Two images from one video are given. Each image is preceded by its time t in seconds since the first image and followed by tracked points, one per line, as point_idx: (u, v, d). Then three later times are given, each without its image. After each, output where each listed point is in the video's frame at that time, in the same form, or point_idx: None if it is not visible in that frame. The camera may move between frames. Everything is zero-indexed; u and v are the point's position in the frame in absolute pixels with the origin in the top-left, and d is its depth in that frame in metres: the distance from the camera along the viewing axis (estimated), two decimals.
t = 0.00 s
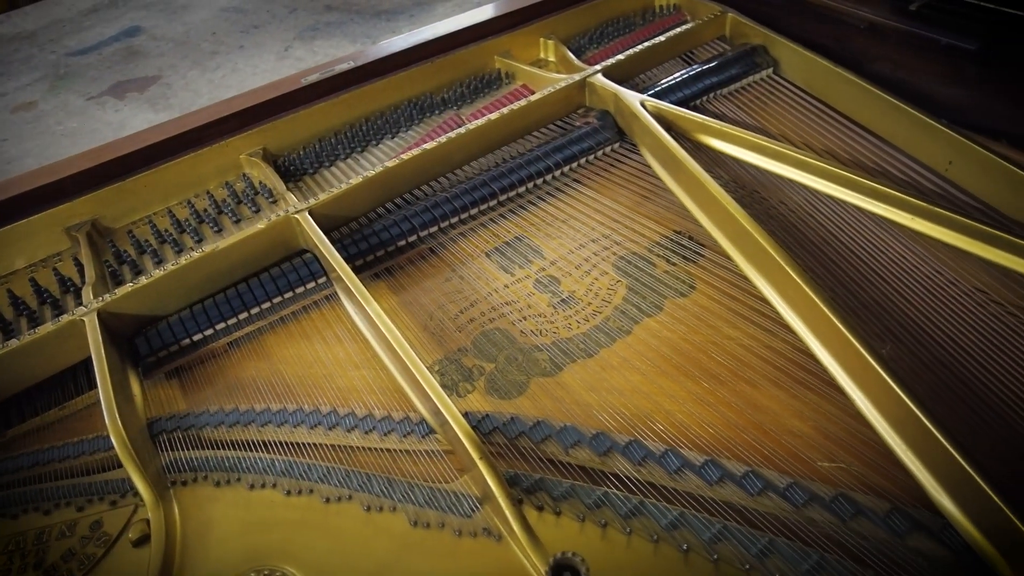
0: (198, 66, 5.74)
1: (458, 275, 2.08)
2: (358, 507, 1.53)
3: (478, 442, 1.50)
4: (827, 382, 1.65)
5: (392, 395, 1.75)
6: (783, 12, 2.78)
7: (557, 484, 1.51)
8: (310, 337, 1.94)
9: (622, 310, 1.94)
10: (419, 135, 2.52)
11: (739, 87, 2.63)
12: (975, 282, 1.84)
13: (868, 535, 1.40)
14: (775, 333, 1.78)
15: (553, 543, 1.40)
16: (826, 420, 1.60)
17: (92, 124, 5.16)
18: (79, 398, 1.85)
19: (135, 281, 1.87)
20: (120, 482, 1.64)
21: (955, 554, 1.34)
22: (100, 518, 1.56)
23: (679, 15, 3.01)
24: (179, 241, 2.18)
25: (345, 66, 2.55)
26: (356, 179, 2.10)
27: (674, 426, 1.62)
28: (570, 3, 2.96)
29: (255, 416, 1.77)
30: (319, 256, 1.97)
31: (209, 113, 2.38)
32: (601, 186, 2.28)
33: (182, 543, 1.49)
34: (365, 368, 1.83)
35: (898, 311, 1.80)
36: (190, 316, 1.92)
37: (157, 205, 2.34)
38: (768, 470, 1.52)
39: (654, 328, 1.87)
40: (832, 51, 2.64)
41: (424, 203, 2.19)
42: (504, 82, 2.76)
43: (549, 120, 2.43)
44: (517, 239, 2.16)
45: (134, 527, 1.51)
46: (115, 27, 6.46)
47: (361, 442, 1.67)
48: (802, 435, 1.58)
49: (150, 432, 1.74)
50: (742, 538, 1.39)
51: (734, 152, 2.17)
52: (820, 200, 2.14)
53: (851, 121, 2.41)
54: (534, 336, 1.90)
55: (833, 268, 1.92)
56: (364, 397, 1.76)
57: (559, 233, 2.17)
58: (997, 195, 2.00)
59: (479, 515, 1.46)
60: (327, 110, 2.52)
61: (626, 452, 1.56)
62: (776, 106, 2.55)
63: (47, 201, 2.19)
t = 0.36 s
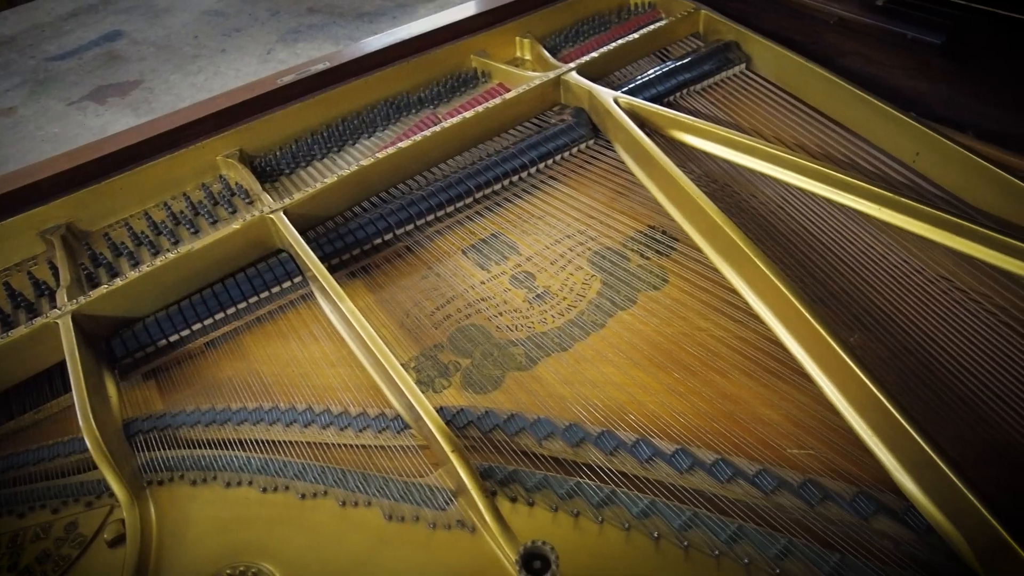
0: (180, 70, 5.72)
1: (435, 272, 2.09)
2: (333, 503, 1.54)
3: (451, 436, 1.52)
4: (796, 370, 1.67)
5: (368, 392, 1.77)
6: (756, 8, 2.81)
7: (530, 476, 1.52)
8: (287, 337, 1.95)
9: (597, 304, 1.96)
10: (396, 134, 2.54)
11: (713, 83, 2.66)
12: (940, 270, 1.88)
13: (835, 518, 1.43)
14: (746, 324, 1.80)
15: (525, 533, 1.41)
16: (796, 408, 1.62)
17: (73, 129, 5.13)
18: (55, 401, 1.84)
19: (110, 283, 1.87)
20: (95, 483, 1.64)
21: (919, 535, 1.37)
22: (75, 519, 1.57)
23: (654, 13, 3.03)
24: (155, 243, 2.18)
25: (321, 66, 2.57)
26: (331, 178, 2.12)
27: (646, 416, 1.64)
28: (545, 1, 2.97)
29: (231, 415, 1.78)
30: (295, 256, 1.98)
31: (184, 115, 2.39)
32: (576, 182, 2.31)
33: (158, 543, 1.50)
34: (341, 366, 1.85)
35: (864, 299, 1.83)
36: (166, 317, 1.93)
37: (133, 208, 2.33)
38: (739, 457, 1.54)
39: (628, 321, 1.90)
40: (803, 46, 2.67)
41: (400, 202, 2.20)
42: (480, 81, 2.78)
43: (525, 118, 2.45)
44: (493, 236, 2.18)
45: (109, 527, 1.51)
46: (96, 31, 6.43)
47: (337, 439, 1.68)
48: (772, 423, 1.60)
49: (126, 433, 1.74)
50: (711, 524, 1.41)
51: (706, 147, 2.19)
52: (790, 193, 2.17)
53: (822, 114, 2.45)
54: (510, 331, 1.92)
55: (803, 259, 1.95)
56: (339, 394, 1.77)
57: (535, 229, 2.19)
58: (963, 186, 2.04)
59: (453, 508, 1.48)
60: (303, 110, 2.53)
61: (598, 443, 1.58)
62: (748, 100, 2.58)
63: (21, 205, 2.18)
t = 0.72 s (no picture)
0: (161, 73, 5.69)
1: (412, 269, 2.10)
2: (309, 497, 1.55)
3: (425, 427, 1.53)
4: (766, 356, 1.70)
5: (345, 387, 1.78)
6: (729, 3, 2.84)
7: (505, 465, 1.54)
8: (264, 335, 1.96)
9: (572, 297, 1.98)
10: (373, 132, 2.55)
11: (687, 77, 2.68)
12: (907, 256, 1.91)
13: (804, 500, 1.45)
14: (718, 313, 1.83)
15: (500, 522, 1.43)
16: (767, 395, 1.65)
17: (52, 134, 5.10)
18: (30, 403, 1.84)
19: (85, 284, 1.87)
20: (71, 483, 1.64)
21: (885, 514, 1.40)
22: (51, 520, 1.56)
23: (630, 9, 3.04)
24: (131, 244, 2.18)
25: (296, 66, 2.57)
26: (306, 176, 2.12)
27: (620, 405, 1.66)
28: None
29: (208, 413, 1.78)
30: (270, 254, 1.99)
31: (159, 116, 2.39)
32: (552, 177, 2.32)
33: (135, 542, 1.50)
34: (317, 363, 1.85)
35: (833, 287, 1.86)
36: (143, 316, 1.92)
37: (109, 210, 2.33)
38: (711, 443, 1.57)
39: (603, 313, 1.92)
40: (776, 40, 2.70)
41: (376, 199, 2.20)
42: (457, 78, 2.80)
43: (501, 115, 2.46)
44: (470, 231, 2.19)
45: (84, 527, 1.51)
46: (75, 35, 6.38)
47: (313, 434, 1.69)
48: (745, 410, 1.63)
49: (101, 433, 1.74)
50: (683, 509, 1.43)
51: (679, 140, 2.22)
52: (762, 184, 2.20)
53: (794, 106, 2.48)
54: (486, 325, 1.93)
55: (773, 248, 1.98)
56: (316, 390, 1.78)
57: (511, 224, 2.20)
58: (930, 174, 2.07)
59: (428, 499, 1.49)
60: (280, 110, 2.54)
61: (572, 432, 1.60)
62: (722, 93, 2.60)
63: None
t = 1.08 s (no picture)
0: (141, 78, 5.67)
1: (389, 264, 2.11)
2: (287, 489, 1.55)
3: (401, 418, 1.54)
4: (739, 342, 1.72)
5: (323, 381, 1.79)
6: None
7: (482, 454, 1.55)
8: (242, 332, 1.96)
9: (549, 289, 1.99)
10: (350, 129, 2.56)
11: (662, 70, 2.70)
12: (876, 242, 1.94)
13: (777, 481, 1.47)
14: (692, 301, 1.85)
15: (476, 509, 1.44)
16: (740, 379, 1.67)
17: (31, 140, 5.06)
18: (6, 405, 1.83)
19: (60, 284, 1.86)
20: (48, 483, 1.64)
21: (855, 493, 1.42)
22: (27, 519, 1.56)
23: (607, 5, 3.05)
24: (108, 244, 2.17)
25: (273, 64, 2.58)
26: (282, 173, 2.13)
27: (595, 392, 1.68)
28: None
29: (185, 409, 1.78)
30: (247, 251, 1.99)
31: (135, 116, 2.38)
32: (529, 171, 2.33)
33: (112, 538, 1.50)
34: (295, 358, 1.86)
35: (805, 272, 1.88)
36: (120, 315, 1.92)
37: (85, 210, 2.32)
38: (684, 427, 1.59)
39: (579, 304, 1.93)
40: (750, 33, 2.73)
41: (353, 194, 2.21)
42: (434, 74, 2.81)
43: (478, 110, 2.47)
44: (449, 226, 2.20)
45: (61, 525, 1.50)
46: (53, 40, 6.33)
47: (291, 428, 1.70)
48: (719, 395, 1.65)
49: (78, 431, 1.74)
50: (657, 492, 1.45)
51: (653, 132, 2.24)
52: (736, 174, 2.23)
53: (767, 97, 2.51)
54: (464, 317, 1.94)
55: (745, 236, 2.00)
56: (293, 384, 1.79)
57: (489, 218, 2.21)
58: (900, 161, 2.10)
59: (405, 489, 1.50)
60: (257, 108, 2.54)
61: (548, 419, 1.62)
62: (697, 86, 2.63)
63: None
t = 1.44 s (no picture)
0: (122, 81, 5.63)
1: (368, 259, 2.11)
2: (265, 482, 1.55)
3: (376, 409, 1.55)
4: (712, 328, 1.74)
5: (300, 375, 1.79)
6: None
7: (459, 443, 1.56)
8: (221, 329, 1.96)
9: (526, 280, 2.01)
10: (328, 126, 2.57)
11: (638, 64, 2.72)
12: (847, 228, 1.97)
13: (749, 464, 1.49)
14: (667, 289, 1.87)
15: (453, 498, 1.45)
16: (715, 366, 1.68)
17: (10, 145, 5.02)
18: None
19: (35, 284, 1.85)
20: (23, 483, 1.62)
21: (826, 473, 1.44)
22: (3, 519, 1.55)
23: None
24: (84, 244, 2.16)
25: (249, 63, 2.57)
26: (258, 170, 2.13)
27: (571, 380, 1.69)
28: None
29: (163, 406, 1.78)
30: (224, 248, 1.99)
31: (110, 116, 2.37)
32: (507, 165, 2.34)
33: (90, 536, 1.50)
34: (273, 353, 1.86)
35: (778, 260, 1.91)
36: (96, 314, 1.91)
37: (61, 211, 2.31)
38: (658, 413, 1.61)
39: (556, 295, 1.95)
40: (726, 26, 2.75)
41: (330, 190, 2.21)
42: (412, 71, 2.82)
43: (455, 105, 2.47)
44: (427, 220, 2.20)
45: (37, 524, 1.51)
46: (31, 44, 6.28)
47: (268, 423, 1.70)
48: (694, 381, 1.66)
49: (55, 431, 1.73)
50: (632, 477, 1.47)
51: (628, 124, 2.26)
52: (710, 165, 2.25)
53: (740, 89, 2.54)
54: (442, 310, 1.95)
55: (719, 225, 2.03)
56: (271, 379, 1.79)
57: (466, 212, 2.22)
58: (871, 149, 2.13)
59: (382, 479, 1.51)
60: (234, 107, 2.54)
61: (524, 408, 1.63)
62: (672, 79, 2.65)
63: None
